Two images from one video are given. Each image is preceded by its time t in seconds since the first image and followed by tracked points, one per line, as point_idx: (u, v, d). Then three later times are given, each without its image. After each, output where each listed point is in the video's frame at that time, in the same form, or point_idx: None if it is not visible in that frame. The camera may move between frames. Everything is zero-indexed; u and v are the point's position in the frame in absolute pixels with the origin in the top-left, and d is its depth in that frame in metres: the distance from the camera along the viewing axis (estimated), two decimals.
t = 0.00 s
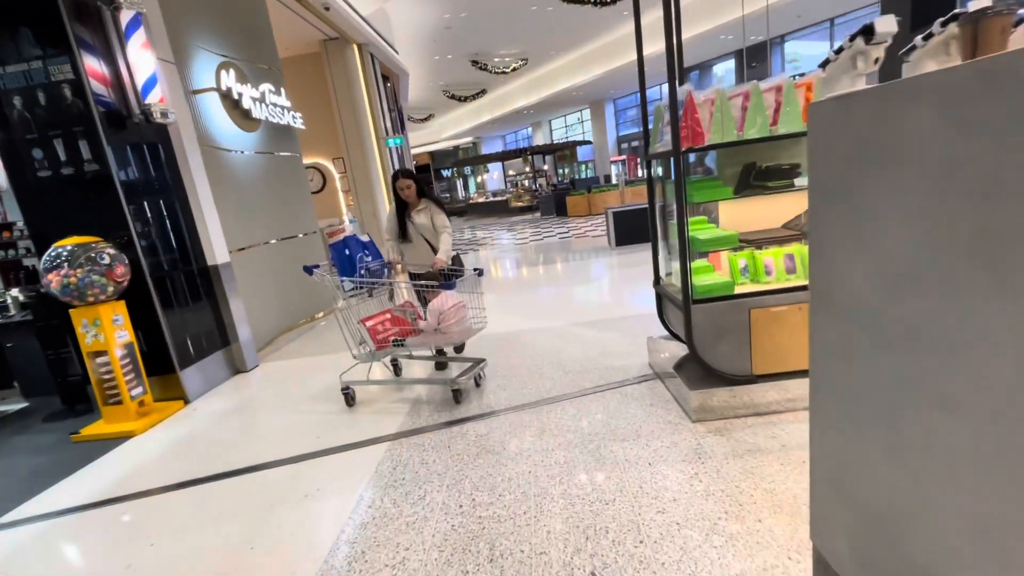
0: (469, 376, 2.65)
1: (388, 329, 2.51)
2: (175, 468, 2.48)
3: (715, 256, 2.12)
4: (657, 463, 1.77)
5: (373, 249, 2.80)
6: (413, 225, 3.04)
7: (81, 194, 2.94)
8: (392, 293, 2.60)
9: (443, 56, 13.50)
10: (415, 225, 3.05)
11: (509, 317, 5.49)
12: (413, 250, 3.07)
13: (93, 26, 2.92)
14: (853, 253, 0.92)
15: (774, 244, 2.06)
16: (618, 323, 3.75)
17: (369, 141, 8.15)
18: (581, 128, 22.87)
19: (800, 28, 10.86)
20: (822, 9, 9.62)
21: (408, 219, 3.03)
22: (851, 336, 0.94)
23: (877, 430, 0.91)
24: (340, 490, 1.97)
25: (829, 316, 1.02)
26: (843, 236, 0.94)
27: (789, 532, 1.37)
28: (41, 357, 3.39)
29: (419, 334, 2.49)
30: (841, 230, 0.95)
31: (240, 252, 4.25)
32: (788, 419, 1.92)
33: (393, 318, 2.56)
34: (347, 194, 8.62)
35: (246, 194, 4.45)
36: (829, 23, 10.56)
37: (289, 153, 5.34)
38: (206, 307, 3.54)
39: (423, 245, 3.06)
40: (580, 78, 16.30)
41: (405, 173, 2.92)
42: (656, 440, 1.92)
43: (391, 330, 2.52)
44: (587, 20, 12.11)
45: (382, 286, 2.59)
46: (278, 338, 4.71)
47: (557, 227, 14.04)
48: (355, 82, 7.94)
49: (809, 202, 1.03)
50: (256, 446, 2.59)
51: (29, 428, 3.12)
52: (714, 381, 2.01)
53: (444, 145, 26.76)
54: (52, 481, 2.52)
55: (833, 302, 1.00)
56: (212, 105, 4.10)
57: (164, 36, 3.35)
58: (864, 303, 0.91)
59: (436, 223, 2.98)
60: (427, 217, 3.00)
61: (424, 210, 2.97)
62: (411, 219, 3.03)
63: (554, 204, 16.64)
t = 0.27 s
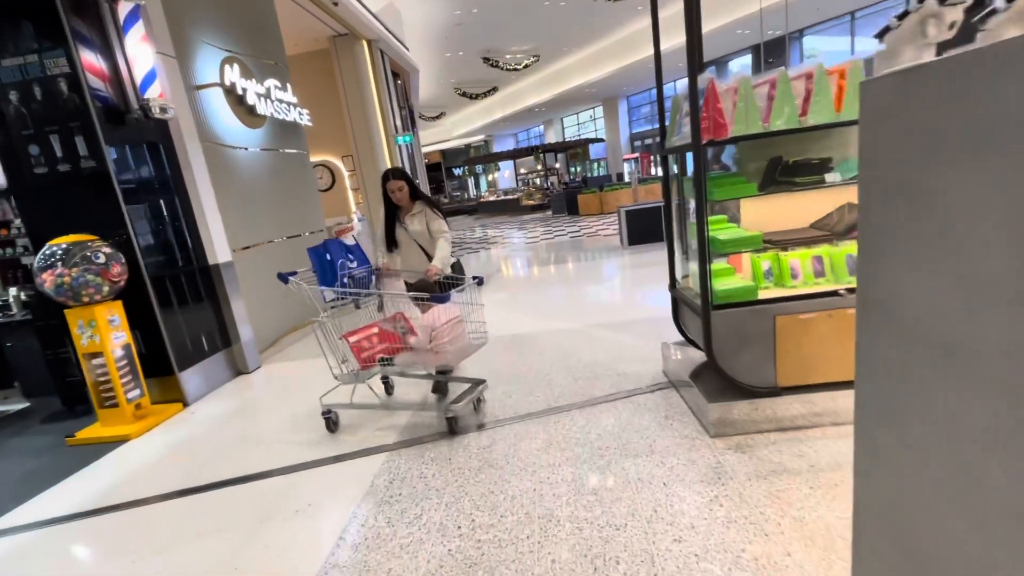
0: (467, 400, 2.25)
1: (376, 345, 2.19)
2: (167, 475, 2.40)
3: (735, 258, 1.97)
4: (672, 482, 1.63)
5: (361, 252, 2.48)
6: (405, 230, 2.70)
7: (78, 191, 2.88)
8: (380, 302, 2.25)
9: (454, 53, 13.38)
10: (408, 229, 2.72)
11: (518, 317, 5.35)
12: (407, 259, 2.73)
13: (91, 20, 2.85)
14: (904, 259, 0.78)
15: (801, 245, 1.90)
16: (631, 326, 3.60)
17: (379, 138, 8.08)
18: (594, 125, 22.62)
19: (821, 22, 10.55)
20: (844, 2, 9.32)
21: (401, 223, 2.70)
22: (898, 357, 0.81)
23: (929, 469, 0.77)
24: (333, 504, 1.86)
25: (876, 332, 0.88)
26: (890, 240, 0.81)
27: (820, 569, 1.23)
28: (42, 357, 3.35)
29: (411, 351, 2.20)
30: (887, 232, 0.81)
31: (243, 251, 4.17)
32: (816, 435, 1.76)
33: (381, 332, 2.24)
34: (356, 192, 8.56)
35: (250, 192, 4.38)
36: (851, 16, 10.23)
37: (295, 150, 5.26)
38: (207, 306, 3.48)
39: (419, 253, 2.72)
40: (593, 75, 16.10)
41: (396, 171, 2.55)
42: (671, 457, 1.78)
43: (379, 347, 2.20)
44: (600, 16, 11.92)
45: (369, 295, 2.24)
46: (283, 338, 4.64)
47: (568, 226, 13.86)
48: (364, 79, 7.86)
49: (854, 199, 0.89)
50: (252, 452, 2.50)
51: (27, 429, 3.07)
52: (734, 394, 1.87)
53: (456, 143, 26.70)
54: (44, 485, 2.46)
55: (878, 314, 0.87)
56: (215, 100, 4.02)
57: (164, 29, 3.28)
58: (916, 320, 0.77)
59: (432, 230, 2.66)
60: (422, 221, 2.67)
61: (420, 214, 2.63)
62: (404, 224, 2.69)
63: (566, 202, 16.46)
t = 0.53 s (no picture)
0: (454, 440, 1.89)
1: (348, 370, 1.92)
2: (152, 486, 2.30)
3: (753, 264, 1.82)
4: (683, 511, 1.49)
5: (331, 260, 2.24)
6: (391, 229, 2.53)
7: (66, 189, 2.79)
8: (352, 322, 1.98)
9: (463, 50, 13.24)
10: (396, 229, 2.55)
11: (524, 318, 5.20)
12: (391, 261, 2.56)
13: (81, 12, 2.76)
14: (979, 281, 0.63)
15: (826, 250, 1.74)
16: (639, 331, 3.43)
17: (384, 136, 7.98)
18: (604, 123, 22.36)
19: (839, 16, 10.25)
20: None
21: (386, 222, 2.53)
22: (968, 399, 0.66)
23: (1008, 542, 0.62)
24: (317, 526, 1.73)
25: (932, 364, 0.73)
26: (960, 253, 0.65)
27: None
28: (34, 359, 3.28)
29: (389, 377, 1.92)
30: (955, 244, 0.66)
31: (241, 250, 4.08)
32: (842, 459, 1.60)
33: (353, 356, 1.95)
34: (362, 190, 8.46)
35: (250, 190, 4.29)
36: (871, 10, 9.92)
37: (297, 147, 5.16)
38: (203, 307, 3.39)
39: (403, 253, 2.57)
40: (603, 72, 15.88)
41: (382, 163, 2.38)
42: (682, 481, 1.63)
43: (350, 373, 1.92)
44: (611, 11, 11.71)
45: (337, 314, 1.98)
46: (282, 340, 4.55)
47: (577, 225, 13.67)
48: (370, 76, 7.76)
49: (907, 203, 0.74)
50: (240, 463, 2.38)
51: (17, 433, 2.99)
52: (752, 412, 1.71)
53: (466, 141, 26.58)
54: (26, 495, 2.37)
55: (939, 345, 0.71)
56: (214, 95, 3.93)
57: (158, 22, 3.18)
58: (993, 356, 0.62)
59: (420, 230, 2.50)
60: (409, 221, 2.51)
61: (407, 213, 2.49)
62: (389, 222, 2.52)
63: (575, 201, 16.26)
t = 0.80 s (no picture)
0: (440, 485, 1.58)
1: (310, 399, 1.64)
2: (142, 489, 2.22)
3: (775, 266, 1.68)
4: (696, 536, 1.36)
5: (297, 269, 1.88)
6: (368, 233, 2.17)
7: (59, 183, 2.72)
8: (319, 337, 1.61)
9: (472, 42, 13.05)
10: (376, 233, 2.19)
11: (531, 315, 5.07)
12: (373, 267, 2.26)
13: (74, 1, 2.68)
14: None
15: (857, 252, 1.60)
16: (650, 332, 3.30)
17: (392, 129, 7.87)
18: (616, 116, 22.05)
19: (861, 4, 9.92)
20: None
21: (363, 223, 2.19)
22: None
23: None
24: (305, 539, 1.64)
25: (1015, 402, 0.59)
26: None
27: None
28: (33, 355, 3.23)
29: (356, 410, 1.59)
30: None
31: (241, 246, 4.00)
32: (873, 481, 1.47)
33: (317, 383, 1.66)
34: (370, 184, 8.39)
35: (251, 184, 4.23)
36: None
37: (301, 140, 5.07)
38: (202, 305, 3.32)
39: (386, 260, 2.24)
40: (616, 64, 15.63)
41: (355, 157, 2.05)
42: (695, 501, 1.50)
43: (315, 406, 1.65)
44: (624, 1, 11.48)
45: (296, 334, 1.58)
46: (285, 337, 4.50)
47: (587, 220, 13.48)
48: (377, 68, 7.64)
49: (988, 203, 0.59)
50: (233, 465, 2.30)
51: (14, 431, 2.95)
52: (774, 427, 1.58)
53: (477, 134, 26.45)
54: (16, 497, 2.31)
55: (1009, 382, 0.58)
56: (215, 86, 3.85)
57: (155, 10, 3.09)
58: None
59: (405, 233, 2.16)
60: (389, 222, 2.16)
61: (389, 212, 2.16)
62: (365, 225, 2.16)
63: (586, 195, 16.07)
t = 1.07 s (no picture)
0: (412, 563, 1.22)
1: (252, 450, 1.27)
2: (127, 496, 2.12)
3: (805, 267, 1.53)
4: (721, 568, 1.22)
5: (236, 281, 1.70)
6: (324, 236, 1.70)
7: (49, 175, 2.63)
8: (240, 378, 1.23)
9: (481, 35, 12.89)
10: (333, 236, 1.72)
11: (537, 313, 4.93)
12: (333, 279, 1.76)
13: None
14: None
15: (898, 252, 1.46)
16: (662, 334, 3.15)
17: (399, 123, 7.75)
18: (626, 111, 21.78)
19: None
20: None
21: (318, 224, 1.71)
22: None
23: None
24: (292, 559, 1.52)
25: None
26: None
27: None
28: (26, 353, 3.15)
29: (301, 470, 1.19)
30: None
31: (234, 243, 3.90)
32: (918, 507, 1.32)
33: (265, 421, 1.30)
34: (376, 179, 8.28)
35: (250, 178, 4.12)
36: None
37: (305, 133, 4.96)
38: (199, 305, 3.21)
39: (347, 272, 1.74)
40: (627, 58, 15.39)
41: (293, 138, 1.55)
42: (718, 525, 1.36)
43: (259, 452, 1.27)
44: None
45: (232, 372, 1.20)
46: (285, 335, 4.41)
47: (596, 216, 13.30)
48: (384, 60, 7.51)
49: None
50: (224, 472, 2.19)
51: (6, 431, 2.87)
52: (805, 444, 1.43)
53: (485, 130, 26.27)
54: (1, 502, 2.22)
55: None
56: (215, 76, 3.74)
57: None
58: None
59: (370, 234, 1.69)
60: (351, 221, 1.68)
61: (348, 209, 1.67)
62: (321, 227, 1.70)
63: (595, 191, 15.85)
